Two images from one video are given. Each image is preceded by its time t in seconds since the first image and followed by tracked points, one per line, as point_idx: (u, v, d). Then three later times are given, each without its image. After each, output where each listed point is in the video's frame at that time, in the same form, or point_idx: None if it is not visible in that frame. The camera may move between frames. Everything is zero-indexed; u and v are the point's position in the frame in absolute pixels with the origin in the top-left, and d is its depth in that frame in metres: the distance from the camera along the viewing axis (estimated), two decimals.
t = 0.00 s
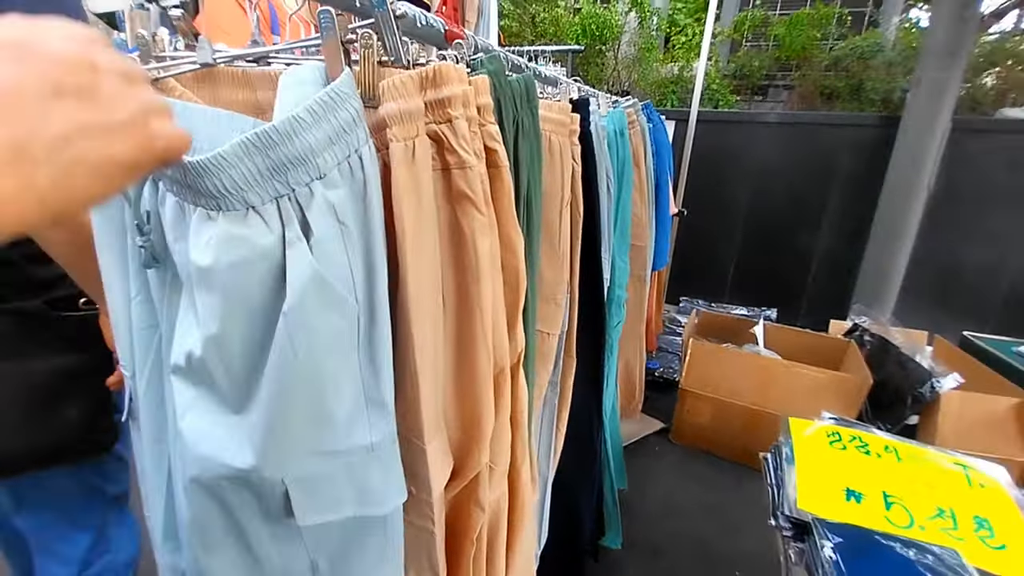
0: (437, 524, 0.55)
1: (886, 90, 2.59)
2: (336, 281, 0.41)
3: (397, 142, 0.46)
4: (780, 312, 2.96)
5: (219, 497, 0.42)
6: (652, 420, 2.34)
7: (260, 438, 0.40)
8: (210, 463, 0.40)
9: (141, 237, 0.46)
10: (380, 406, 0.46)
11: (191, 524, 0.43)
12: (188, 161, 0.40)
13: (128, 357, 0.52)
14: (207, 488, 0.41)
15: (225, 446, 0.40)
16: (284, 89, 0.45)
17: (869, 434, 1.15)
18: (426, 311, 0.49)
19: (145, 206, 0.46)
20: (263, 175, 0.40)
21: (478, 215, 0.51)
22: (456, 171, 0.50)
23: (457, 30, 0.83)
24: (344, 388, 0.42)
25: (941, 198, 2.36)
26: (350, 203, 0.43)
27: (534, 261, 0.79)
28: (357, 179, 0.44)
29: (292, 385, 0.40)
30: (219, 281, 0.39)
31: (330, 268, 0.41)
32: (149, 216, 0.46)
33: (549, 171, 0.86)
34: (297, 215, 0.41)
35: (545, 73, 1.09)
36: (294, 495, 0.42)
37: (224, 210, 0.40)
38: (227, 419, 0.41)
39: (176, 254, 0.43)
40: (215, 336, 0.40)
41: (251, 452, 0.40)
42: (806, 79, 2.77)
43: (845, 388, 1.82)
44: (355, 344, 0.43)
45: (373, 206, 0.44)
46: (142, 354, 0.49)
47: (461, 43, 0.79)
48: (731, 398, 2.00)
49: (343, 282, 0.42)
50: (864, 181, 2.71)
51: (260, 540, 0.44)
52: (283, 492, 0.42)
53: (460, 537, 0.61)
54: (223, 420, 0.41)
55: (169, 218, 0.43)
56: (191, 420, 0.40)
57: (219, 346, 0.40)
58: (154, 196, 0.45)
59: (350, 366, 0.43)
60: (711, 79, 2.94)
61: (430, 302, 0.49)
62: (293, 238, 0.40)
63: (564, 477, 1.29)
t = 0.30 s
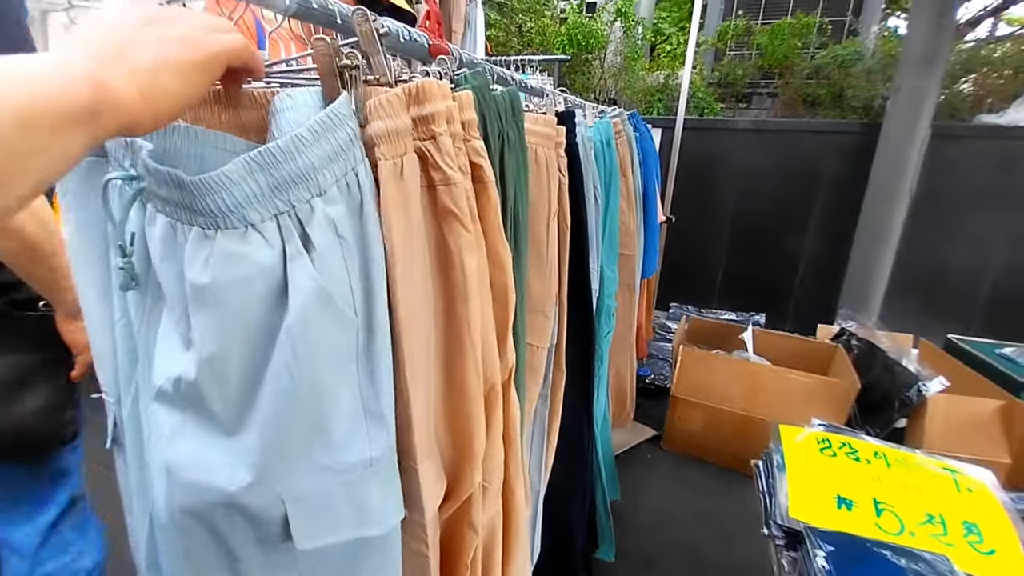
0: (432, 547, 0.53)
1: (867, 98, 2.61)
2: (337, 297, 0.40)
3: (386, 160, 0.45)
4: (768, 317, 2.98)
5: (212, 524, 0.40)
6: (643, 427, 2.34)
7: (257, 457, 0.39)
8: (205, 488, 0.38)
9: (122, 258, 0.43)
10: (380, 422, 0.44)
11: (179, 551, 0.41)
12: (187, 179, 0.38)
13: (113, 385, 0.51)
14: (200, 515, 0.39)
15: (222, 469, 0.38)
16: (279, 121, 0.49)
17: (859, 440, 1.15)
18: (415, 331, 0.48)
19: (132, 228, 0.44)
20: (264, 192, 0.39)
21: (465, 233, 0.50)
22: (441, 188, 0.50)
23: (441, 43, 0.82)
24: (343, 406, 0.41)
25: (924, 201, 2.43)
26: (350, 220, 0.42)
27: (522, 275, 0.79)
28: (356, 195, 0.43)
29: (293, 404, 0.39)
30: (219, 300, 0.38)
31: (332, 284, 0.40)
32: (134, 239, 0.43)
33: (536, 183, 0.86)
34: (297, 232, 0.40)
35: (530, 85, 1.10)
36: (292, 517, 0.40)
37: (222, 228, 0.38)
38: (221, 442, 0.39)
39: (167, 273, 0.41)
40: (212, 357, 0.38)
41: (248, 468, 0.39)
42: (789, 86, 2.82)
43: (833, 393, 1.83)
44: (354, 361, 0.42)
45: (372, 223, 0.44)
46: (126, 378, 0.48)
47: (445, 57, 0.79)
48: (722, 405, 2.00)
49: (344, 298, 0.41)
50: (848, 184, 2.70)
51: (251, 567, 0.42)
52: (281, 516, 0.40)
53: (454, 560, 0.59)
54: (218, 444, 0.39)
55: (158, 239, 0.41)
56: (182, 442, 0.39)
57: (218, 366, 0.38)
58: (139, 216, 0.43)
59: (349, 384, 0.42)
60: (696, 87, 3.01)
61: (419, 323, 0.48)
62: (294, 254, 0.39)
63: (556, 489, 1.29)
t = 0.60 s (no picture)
0: (437, 565, 0.53)
1: (867, 110, 2.62)
2: (328, 320, 0.40)
3: (385, 181, 0.44)
4: (772, 329, 2.96)
5: (221, 548, 0.40)
6: (647, 442, 2.32)
7: (254, 481, 0.38)
8: (205, 512, 0.38)
9: (117, 284, 0.44)
10: (377, 443, 0.44)
11: None
12: (173, 208, 0.39)
13: (113, 405, 0.51)
14: (206, 538, 0.39)
15: (218, 491, 0.38)
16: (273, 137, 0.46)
17: (865, 455, 1.14)
18: (417, 352, 0.47)
19: (123, 252, 0.44)
20: (248, 218, 0.39)
21: (468, 252, 0.50)
22: (444, 208, 0.49)
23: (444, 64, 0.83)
24: (340, 428, 0.41)
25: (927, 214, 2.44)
26: (340, 241, 0.42)
27: (523, 293, 0.79)
28: (348, 217, 0.43)
29: (287, 427, 0.38)
30: (209, 326, 0.38)
31: (322, 307, 0.39)
32: (126, 263, 0.44)
33: (537, 200, 0.86)
34: (285, 256, 0.40)
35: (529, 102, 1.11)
36: (292, 538, 0.40)
37: (210, 254, 0.39)
38: (217, 466, 0.39)
39: (162, 300, 0.41)
40: (205, 382, 0.38)
41: (246, 493, 0.39)
42: (789, 99, 2.84)
43: (838, 407, 1.82)
44: (350, 382, 0.41)
45: (363, 244, 0.43)
46: (126, 401, 0.48)
47: (447, 77, 0.80)
48: (726, 419, 1.99)
49: (336, 319, 0.40)
50: (850, 198, 2.70)
51: None
52: (281, 536, 0.40)
53: None
54: (214, 467, 0.39)
55: (150, 265, 0.42)
56: (181, 467, 0.39)
57: (208, 391, 0.38)
58: (131, 241, 0.43)
59: (346, 407, 0.41)
60: (696, 101, 3.04)
61: (422, 344, 0.48)
62: (282, 278, 0.39)
63: (559, 506, 1.28)
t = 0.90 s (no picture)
0: None
1: (859, 128, 2.64)
2: (294, 356, 0.38)
3: (386, 229, 0.44)
4: (771, 344, 2.96)
5: None
6: (648, 462, 2.30)
7: (216, 520, 0.38)
8: (164, 553, 0.37)
9: (72, 314, 0.43)
10: (346, 478, 0.43)
11: None
12: (128, 243, 0.37)
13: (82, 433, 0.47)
14: None
15: (177, 531, 0.37)
16: (237, 164, 0.42)
17: (867, 477, 1.14)
18: (419, 399, 0.46)
19: (77, 281, 0.43)
20: (208, 251, 0.38)
21: (467, 295, 0.50)
22: (442, 251, 0.49)
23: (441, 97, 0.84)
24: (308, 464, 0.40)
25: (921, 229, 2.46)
26: (306, 272, 0.41)
27: (523, 326, 0.78)
28: (316, 247, 0.42)
29: (249, 465, 0.37)
30: (167, 364, 0.37)
31: (287, 344, 0.38)
32: (81, 292, 0.43)
33: (534, 232, 0.87)
34: (248, 290, 0.39)
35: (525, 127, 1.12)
36: None
37: (168, 289, 0.37)
38: (177, 503, 0.38)
39: (117, 333, 0.40)
40: (161, 419, 0.37)
41: (206, 535, 0.38)
42: (781, 117, 2.88)
43: (839, 426, 1.81)
44: (318, 418, 0.40)
45: (332, 275, 0.42)
46: (82, 430, 0.47)
47: (446, 113, 0.80)
48: (727, 437, 1.98)
49: (301, 354, 0.39)
50: (846, 213, 2.71)
51: None
52: None
53: None
54: (175, 505, 0.38)
55: (103, 297, 0.40)
56: (141, 506, 0.38)
57: (169, 429, 0.38)
58: (84, 269, 0.42)
59: (314, 443, 0.40)
60: (690, 119, 3.09)
61: (425, 388, 0.47)
62: (246, 313, 0.38)
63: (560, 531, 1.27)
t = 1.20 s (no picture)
0: None
1: (841, 133, 2.68)
2: (176, 479, 0.31)
3: (357, 255, 0.46)
4: (763, 348, 2.98)
5: None
6: (643, 469, 2.30)
7: None
8: None
9: None
10: None
11: None
12: None
13: None
14: None
15: None
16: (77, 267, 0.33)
17: (857, 481, 1.15)
18: (394, 423, 0.47)
19: None
20: (55, 384, 0.28)
21: (443, 317, 0.51)
22: (418, 274, 0.51)
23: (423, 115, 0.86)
24: None
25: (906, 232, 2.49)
26: (177, 385, 0.32)
27: (507, 342, 0.79)
28: (189, 353, 0.33)
29: None
30: (24, 518, 0.28)
31: (167, 466, 0.31)
32: None
33: (517, 246, 0.87)
34: (112, 416, 0.29)
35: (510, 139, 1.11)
36: None
37: (21, 423, 0.28)
38: None
39: None
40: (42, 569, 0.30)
41: None
42: (765, 123, 2.91)
43: (830, 429, 1.83)
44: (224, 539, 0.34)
45: (212, 369, 0.34)
46: None
47: (426, 130, 0.81)
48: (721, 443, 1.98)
49: (192, 477, 0.32)
50: (832, 216, 2.73)
51: None
52: None
53: None
54: None
55: None
56: None
57: None
58: None
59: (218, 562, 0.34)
60: (677, 127, 3.13)
61: (401, 411, 0.48)
62: (110, 442, 0.29)
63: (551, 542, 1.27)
